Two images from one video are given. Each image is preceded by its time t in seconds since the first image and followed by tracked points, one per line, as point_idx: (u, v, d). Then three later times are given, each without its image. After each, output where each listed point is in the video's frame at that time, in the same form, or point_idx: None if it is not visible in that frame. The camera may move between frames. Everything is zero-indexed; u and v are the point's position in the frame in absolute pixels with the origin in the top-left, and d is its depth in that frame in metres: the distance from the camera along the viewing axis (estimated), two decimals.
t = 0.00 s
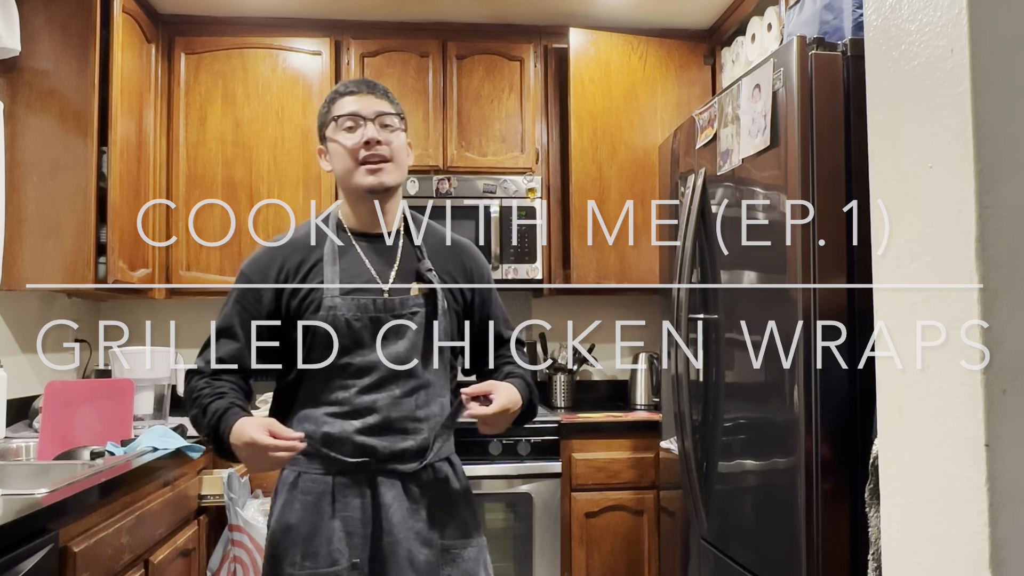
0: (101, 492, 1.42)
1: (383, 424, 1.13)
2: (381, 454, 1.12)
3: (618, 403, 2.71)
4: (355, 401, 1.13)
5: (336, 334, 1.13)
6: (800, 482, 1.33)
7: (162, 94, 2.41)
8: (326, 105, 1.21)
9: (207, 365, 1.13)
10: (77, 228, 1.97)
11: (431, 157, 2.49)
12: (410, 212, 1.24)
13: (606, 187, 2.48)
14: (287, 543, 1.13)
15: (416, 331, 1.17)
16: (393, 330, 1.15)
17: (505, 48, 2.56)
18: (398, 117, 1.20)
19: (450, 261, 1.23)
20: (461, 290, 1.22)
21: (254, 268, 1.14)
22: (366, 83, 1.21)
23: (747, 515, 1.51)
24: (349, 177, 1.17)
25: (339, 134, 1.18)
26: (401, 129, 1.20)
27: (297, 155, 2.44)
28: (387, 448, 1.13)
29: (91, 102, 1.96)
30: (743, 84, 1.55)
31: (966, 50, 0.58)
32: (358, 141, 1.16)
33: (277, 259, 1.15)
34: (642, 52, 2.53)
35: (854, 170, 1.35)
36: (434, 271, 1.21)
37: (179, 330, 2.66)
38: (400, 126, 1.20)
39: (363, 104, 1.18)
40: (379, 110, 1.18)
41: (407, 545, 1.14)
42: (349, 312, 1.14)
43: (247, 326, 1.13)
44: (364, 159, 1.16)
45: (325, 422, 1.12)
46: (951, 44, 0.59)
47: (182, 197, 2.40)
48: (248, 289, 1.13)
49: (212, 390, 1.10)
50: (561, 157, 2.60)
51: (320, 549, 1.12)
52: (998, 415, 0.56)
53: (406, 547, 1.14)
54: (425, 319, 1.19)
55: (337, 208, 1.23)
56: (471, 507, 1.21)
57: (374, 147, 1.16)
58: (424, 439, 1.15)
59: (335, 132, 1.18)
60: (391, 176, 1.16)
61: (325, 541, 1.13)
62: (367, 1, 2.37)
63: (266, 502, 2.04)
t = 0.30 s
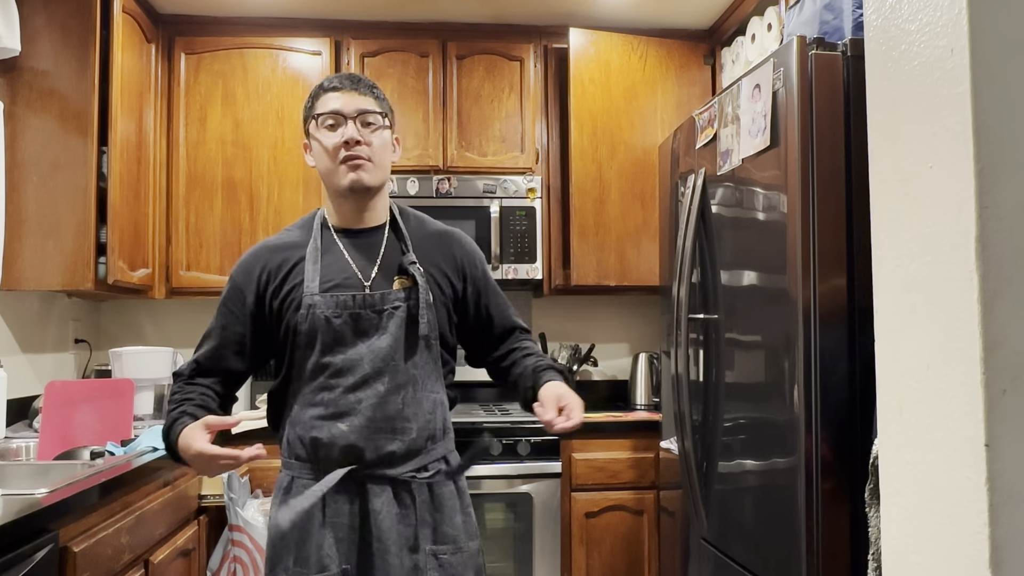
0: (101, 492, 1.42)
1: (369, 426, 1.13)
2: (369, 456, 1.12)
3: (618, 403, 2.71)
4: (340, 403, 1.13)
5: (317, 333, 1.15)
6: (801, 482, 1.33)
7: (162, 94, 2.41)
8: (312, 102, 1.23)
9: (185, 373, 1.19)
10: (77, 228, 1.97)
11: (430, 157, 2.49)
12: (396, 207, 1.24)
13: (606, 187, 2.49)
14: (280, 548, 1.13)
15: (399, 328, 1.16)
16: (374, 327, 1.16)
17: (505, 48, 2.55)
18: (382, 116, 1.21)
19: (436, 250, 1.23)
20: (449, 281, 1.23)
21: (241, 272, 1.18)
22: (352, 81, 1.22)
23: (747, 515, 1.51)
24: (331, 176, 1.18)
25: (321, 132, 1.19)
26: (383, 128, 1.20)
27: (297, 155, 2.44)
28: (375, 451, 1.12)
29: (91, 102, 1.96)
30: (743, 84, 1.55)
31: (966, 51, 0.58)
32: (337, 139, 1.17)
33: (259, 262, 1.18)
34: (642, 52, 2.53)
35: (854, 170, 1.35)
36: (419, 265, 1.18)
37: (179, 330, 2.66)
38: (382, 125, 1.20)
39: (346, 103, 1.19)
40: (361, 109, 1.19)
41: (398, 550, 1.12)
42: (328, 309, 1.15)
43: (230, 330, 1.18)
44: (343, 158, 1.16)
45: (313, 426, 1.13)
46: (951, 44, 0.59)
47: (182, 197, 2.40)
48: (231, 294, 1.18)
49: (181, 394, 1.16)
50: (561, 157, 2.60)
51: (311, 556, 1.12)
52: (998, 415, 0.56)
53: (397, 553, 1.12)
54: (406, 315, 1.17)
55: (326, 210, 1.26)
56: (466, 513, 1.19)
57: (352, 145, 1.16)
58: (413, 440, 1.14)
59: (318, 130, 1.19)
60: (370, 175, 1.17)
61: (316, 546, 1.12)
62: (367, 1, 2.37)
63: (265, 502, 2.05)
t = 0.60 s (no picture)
0: (100, 492, 1.42)
1: (380, 424, 1.13)
2: (380, 455, 1.12)
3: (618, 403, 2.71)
4: (352, 400, 1.13)
5: (331, 330, 1.16)
6: (800, 481, 1.33)
7: (162, 94, 2.41)
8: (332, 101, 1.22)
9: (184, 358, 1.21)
10: (77, 228, 1.97)
11: (431, 157, 2.49)
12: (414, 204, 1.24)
13: (606, 187, 2.48)
14: (291, 545, 1.15)
15: (413, 326, 1.16)
16: (387, 324, 1.16)
17: (505, 48, 2.55)
18: (402, 118, 1.21)
19: (455, 246, 1.22)
20: (469, 278, 1.22)
21: (259, 269, 1.20)
22: (374, 80, 1.21)
23: (747, 515, 1.51)
24: (350, 177, 1.18)
25: (340, 133, 1.19)
26: (402, 130, 1.20)
27: (297, 155, 2.44)
28: (385, 451, 1.12)
29: (91, 102, 1.96)
30: (743, 84, 1.55)
31: (966, 50, 0.58)
32: (357, 141, 1.17)
33: (275, 261, 1.20)
34: (642, 52, 2.53)
35: (854, 170, 1.35)
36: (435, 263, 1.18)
37: (179, 330, 2.66)
38: (402, 127, 1.20)
39: (366, 104, 1.19)
40: (382, 111, 1.19)
41: (405, 553, 1.13)
42: (343, 306, 1.16)
43: (242, 325, 1.19)
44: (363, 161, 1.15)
45: (326, 423, 1.14)
46: (951, 44, 0.59)
47: (182, 197, 2.40)
48: (248, 290, 1.20)
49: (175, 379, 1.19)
50: (561, 157, 2.60)
51: (320, 553, 1.13)
52: (998, 415, 0.56)
53: (403, 556, 1.12)
54: (419, 313, 1.17)
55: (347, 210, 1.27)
56: (479, 519, 1.17)
57: (373, 148, 1.15)
58: (425, 441, 1.13)
59: (337, 131, 1.20)
60: (389, 178, 1.17)
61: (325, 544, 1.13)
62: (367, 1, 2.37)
63: (265, 502, 2.06)
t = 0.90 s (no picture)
0: (101, 492, 1.42)
1: (395, 425, 1.13)
2: (394, 457, 1.13)
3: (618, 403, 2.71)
4: (368, 400, 1.13)
5: (349, 328, 1.16)
6: (801, 481, 1.33)
7: (162, 94, 2.41)
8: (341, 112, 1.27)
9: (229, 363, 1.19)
10: (77, 228, 1.97)
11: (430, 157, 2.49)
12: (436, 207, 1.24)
13: (606, 187, 2.49)
14: (305, 542, 1.15)
15: (430, 329, 1.17)
16: (405, 325, 1.17)
17: (505, 48, 2.55)
18: (384, 117, 1.17)
19: (474, 251, 1.23)
20: (487, 282, 1.22)
21: (288, 267, 1.22)
22: (365, 85, 1.22)
23: (747, 514, 1.51)
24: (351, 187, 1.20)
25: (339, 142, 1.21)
26: (394, 130, 1.17)
27: (298, 155, 2.44)
28: (399, 451, 1.13)
29: (91, 102, 1.96)
30: (743, 84, 1.55)
31: (966, 50, 0.58)
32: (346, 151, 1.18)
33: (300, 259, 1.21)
34: (642, 52, 2.53)
35: (855, 170, 1.35)
36: (454, 268, 1.20)
37: (179, 330, 2.66)
38: (391, 128, 1.17)
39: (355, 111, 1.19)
40: (364, 115, 1.18)
41: (417, 554, 1.13)
42: (361, 305, 1.16)
43: (274, 322, 1.20)
44: (349, 172, 1.17)
45: (342, 421, 1.13)
46: (951, 44, 0.59)
47: (182, 196, 2.40)
48: (275, 288, 1.21)
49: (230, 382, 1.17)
50: (561, 157, 2.60)
51: (332, 552, 1.13)
52: (999, 415, 0.56)
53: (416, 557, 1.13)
54: (436, 314, 1.18)
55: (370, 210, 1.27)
56: (492, 525, 1.17)
57: (354, 158, 1.16)
58: (439, 443, 1.14)
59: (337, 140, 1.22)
60: (379, 184, 1.16)
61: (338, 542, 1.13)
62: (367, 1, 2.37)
63: (266, 502, 2.07)
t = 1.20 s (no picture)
0: (101, 492, 1.42)
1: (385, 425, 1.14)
2: (384, 456, 1.14)
3: (618, 403, 2.71)
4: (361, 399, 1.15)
5: (344, 327, 1.17)
6: (801, 481, 1.33)
7: (162, 94, 2.41)
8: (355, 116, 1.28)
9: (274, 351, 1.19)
10: (77, 228, 1.97)
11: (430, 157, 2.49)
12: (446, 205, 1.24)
13: (606, 187, 2.49)
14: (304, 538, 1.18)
15: (421, 328, 1.16)
16: (397, 325, 1.16)
17: (505, 48, 2.55)
18: (377, 126, 1.17)
19: (470, 248, 1.18)
20: (480, 278, 1.16)
21: (305, 260, 1.25)
22: (368, 90, 1.22)
23: (747, 514, 1.51)
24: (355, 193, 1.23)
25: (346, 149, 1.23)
26: (387, 139, 1.17)
27: (298, 155, 2.44)
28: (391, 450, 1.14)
29: (91, 102, 1.96)
30: (743, 84, 1.55)
31: (966, 50, 0.58)
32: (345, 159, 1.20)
33: (314, 254, 1.25)
34: (642, 52, 2.53)
35: (855, 169, 1.35)
36: (445, 266, 1.16)
37: (179, 330, 2.66)
38: (385, 137, 1.17)
39: (356, 118, 1.20)
40: (360, 123, 1.18)
41: (407, 555, 1.12)
42: (355, 304, 1.16)
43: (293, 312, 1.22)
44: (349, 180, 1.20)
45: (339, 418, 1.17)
46: (951, 44, 0.59)
47: (182, 196, 2.40)
48: (293, 282, 1.24)
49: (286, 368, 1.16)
50: (561, 157, 2.60)
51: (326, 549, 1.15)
52: (999, 415, 0.56)
53: (406, 558, 1.12)
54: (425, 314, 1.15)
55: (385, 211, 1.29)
56: (487, 527, 1.15)
57: (349, 168, 1.18)
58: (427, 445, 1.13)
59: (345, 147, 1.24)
60: (370, 194, 1.18)
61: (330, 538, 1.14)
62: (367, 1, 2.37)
63: (266, 502, 2.07)
